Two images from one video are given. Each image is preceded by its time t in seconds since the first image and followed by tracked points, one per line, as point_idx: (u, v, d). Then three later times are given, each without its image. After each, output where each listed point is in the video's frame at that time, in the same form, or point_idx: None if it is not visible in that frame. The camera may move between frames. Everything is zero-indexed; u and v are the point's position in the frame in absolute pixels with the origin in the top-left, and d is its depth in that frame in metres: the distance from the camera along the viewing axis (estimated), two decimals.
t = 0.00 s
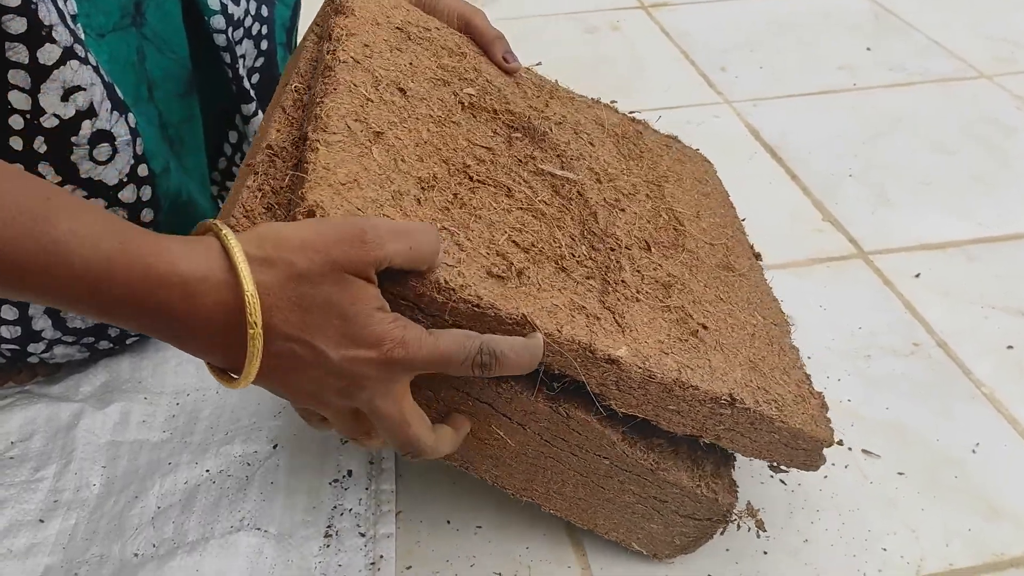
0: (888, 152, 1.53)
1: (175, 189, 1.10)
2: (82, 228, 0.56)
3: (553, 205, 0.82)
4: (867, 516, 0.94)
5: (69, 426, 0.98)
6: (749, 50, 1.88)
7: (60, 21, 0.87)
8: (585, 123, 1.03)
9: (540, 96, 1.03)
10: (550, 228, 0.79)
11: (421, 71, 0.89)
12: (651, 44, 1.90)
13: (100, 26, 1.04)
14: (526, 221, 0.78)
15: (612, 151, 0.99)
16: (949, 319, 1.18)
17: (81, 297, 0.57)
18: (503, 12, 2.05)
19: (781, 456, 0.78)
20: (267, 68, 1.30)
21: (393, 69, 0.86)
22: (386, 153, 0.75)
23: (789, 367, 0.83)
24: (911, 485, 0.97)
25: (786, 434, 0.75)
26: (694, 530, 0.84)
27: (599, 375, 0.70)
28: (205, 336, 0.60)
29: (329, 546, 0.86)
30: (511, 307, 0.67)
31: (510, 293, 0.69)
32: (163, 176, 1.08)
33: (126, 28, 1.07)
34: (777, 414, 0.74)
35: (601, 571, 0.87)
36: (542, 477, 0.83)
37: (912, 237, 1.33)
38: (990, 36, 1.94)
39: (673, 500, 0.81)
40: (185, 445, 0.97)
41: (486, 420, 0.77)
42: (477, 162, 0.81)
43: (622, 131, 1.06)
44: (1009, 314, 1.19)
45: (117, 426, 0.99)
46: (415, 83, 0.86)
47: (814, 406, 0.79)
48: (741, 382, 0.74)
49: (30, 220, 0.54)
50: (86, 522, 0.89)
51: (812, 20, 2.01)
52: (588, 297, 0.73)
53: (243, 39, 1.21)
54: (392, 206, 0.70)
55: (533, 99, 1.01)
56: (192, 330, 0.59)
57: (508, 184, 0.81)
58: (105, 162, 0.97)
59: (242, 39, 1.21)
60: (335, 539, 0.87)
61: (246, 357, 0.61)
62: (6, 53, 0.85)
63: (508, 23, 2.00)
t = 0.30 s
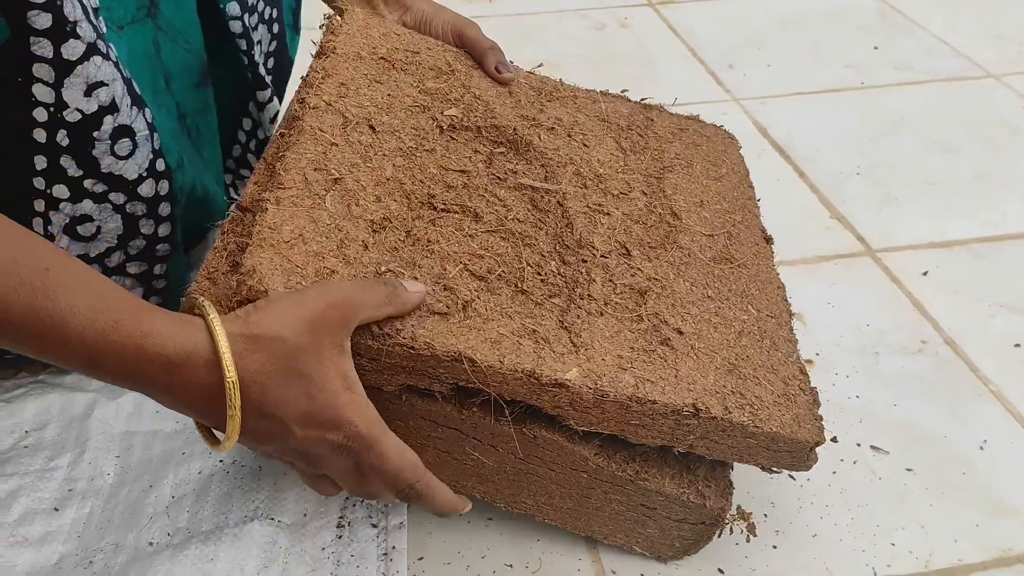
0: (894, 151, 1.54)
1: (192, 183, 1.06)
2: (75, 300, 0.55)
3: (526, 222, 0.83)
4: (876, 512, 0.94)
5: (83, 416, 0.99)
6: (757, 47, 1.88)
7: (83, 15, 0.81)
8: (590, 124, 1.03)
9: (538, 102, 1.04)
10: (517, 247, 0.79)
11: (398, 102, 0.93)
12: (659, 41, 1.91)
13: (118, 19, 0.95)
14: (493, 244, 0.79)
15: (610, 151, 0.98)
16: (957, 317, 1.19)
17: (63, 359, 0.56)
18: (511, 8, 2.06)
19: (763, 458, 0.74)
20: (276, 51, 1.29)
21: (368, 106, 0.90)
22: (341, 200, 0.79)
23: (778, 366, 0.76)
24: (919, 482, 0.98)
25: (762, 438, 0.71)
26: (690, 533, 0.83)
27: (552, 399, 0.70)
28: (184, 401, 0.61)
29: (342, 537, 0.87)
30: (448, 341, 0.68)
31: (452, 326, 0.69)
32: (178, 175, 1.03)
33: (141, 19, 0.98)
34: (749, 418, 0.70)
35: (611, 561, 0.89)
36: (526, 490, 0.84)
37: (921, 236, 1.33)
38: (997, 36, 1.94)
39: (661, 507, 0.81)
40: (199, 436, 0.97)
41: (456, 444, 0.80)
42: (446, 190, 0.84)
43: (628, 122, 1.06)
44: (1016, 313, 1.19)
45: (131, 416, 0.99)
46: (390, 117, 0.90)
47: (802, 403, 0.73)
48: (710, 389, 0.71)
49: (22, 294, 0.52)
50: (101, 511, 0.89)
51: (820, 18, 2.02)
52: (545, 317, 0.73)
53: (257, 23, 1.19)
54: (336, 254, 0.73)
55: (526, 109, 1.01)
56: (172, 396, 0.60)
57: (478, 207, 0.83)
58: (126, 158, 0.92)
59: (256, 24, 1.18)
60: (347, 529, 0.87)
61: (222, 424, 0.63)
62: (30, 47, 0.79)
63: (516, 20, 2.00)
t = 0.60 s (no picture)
0: (908, 145, 1.53)
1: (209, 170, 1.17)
2: (237, 341, 0.59)
3: (616, 218, 0.83)
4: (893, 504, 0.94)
5: (97, 403, 0.98)
6: (769, 41, 1.88)
7: (132, 7, 0.91)
8: (655, 116, 1.01)
9: (598, 108, 1.03)
10: (613, 242, 0.80)
11: (465, 142, 0.94)
12: (671, 35, 1.90)
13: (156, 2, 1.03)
14: (591, 245, 0.80)
15: (683, 134, 0.97)
16: (972, 311, 1.18)
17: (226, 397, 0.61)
18: (521, 2, 2.05)
19: (924, 381, 0.72)
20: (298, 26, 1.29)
21: (437, 151, 0.92)
22: (432, 239, 0.80)
23: (911, 289, 0.76)
24: (936, 475, 0.97)
25: (917, 360, 0.70)
26: (869, 483, 0.82)
27: (687, 370, 0.71)
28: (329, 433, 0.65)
29: (355, 525, 0.86)
30: (566, 336, 0.70)
31: (569, 325, 0.71)
32: (195, 166, 1.13)
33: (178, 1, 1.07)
34: (894, 345, 0.70)
35: (627, 550, 0.88)
36: (685, 476, 0.84)
37: (936, 230, 1.33)
38: (1010, 31, 1.93)
39: (829, 463, 0.80)
40: (212, 423, 0.97)
41: (605, 444, 0.81)
42: (536, 206, 0.85)
43: (693, 106, 1.04)
44: None
45: (143, 403, 0.99)
46: (460, 156, 0.91)
47: (947, 318, 0.72)
48: (845, 324, 0.71)
49: (192, 337, 0.57)
50: (115, 497, 0.89)
51: (832, 13, 2.01)
52: (658, 297, 0.74)
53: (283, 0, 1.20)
54: (445, 283, 0.75)
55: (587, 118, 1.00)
56: (320, 429, 0.64)
57: (567, 215, 0.84)
58: (163, 147, 1.01)
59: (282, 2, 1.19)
60: (361, 517, 0.87)
61: (357, 451, 0.67)
62: (81, 34, 0.88)
63: (525, 13, 2.00)
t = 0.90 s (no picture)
0: (910, 146, 1.52)
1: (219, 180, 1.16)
2: (267, 380, 0.58)
3: (607, 264, 0.85)
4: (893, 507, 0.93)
5: (92, 401, 0.98)
6: (770, 40, 1.87)
7: (154, 17, 0.91)
8: (650, 156, 1.02)
9: (595, 149, 1.04)
10: (603, 289, 0.81)
11: (465, 188, 0.95)
12: (671, 33, 1.89)
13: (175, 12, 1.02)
14: (584, 292, 0.81)
15: (676, 174, 0.99)
16: (973, 313, 1.17)
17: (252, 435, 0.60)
18: None
19: (896, 425, 0.74)
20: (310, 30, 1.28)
21: (437, 199, 0.93)
22: (429, 290, 0.81)
23: (888, 335, 0.77)
24: (936, 477, 0.96)
25: (889, 407, 0.72)
26: (849, 519, 0.83)
27: (669, 420, 0.72)
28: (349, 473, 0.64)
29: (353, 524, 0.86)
30: (554, 390, 0.71)
31: (557, 377, 0.72)
32: (206, 175, 1.12)
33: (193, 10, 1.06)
34: (869, 391, 0.71)
35: (625, 551, 0.88)
36: (671, 515, 0.85)
37: (937, 230, 1.32)
38: (1012, 31, 1.93)
39: (809, 500, 0.81)
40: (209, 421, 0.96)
41: (592, 485, 0.83)
42: (528, 252, 0.86)
43: (688, 145, 1.05)
44: None
45: (139, 402, 0.98)
46: (461, 204, 0.93)
47: (921, 363, 0.74)
48: (822, 372, 0.72)
49: (227, 374, 0.56)
50: (110, 495, 0.88)
51: (834, 12, 2.00)
52: (643, 346, 0.75)
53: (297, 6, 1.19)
54: (439, 337, 0.76)
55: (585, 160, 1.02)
56: (340, 469, 0.63)
57: (560, 262, 0.85)
58: (176, 155, 1.02)
59: (296, 8, 1.18)
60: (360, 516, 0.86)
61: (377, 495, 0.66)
62: (102, 43, 0.89)
63: (526, 10, 1.99)
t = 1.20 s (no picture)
0: (906, 146, 1.53)
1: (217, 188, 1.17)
2: (254, 320, 0.61)
3: (585, 274, 0.88)
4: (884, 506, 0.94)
5: (87, 399, 0.99)
6: (768, 40, 1.87)
7: (143, 26, 0.93)
8: (637, 159, 1.07)
9: (585, 154, 1.08)
10: (580, 298, 0.85)
11: (453, 202, 0.99)
12: (669, 32, 1.90)
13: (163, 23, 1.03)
14: (560, 303, 0.85)
15: (663, 178, 1.03)
16: (966, 314, 1.18)
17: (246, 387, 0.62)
18: None
19: (865, 430, 0.77)
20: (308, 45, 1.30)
21: (424, 215, 0.97)
22: (408, 307, 0.85)
23: (861, 337, 0.80)
24: (925, 477, 0.97)
25: (856, 411, 0.74)
26: (828, 520, 0.84)
27: (635, 429, 0.75)
28: (344, 414, 0.67)
29: (342, 527, 0.88)
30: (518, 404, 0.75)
31: (524, 391, 0.76)
32: (204, 183, 1.13)
33: (185, 20, 1.06)
34: (836, 398, 0.74)
35: (615, 551, 0.89)
36: (650, 520, 0.87)
37: (931, 231, 1.33)
38: (1010, 32, 1.93)
39: (785, 502, 0.83)
40: (203, 420, 0.97)
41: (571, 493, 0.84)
42: (508, 267, 0.90)
43: (677, 147, 1.09)
44: None
45: (133, 400, 0.99)
46: (446, 221, 0.97)
47: (890, 366, 0.77)
48: (788, 379, 0.75)
49: (210, 315, 0.58)
50: (104, 493, 0.89)
51: (832, 12, 2.01)
52: (613, 357, 0.79)
53: (294, 20, 1.21)
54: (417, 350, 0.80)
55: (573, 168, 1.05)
56: (334, 409, 0.66)
57: (539, 273, 0.89)
58: (167, 164, 1.03)
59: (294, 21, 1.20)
60: (349, 521, 0.88)
61: (376, 426, 0.68)
62: (90, 51, 0.90)
63: (524, 10, 2.00)
